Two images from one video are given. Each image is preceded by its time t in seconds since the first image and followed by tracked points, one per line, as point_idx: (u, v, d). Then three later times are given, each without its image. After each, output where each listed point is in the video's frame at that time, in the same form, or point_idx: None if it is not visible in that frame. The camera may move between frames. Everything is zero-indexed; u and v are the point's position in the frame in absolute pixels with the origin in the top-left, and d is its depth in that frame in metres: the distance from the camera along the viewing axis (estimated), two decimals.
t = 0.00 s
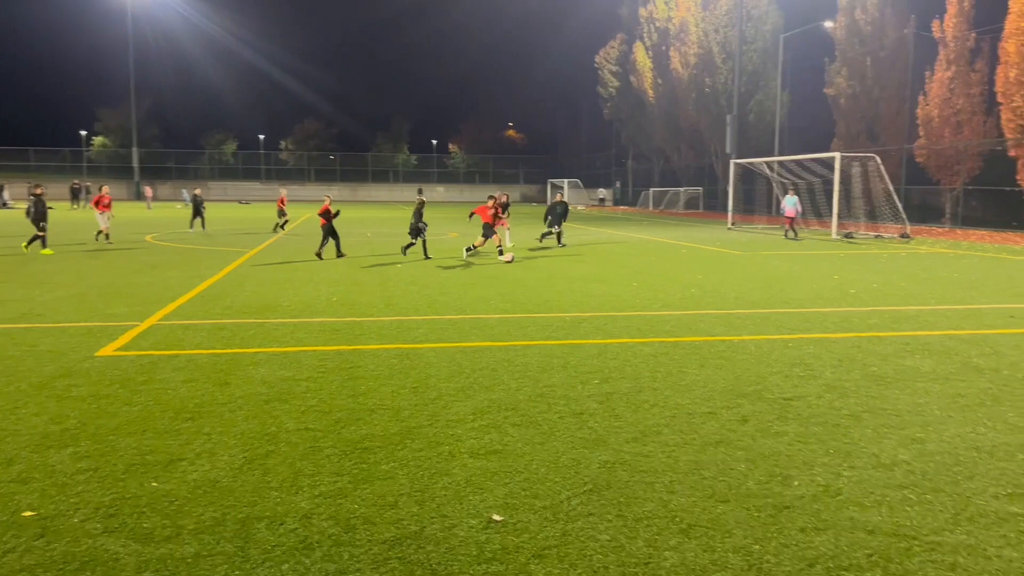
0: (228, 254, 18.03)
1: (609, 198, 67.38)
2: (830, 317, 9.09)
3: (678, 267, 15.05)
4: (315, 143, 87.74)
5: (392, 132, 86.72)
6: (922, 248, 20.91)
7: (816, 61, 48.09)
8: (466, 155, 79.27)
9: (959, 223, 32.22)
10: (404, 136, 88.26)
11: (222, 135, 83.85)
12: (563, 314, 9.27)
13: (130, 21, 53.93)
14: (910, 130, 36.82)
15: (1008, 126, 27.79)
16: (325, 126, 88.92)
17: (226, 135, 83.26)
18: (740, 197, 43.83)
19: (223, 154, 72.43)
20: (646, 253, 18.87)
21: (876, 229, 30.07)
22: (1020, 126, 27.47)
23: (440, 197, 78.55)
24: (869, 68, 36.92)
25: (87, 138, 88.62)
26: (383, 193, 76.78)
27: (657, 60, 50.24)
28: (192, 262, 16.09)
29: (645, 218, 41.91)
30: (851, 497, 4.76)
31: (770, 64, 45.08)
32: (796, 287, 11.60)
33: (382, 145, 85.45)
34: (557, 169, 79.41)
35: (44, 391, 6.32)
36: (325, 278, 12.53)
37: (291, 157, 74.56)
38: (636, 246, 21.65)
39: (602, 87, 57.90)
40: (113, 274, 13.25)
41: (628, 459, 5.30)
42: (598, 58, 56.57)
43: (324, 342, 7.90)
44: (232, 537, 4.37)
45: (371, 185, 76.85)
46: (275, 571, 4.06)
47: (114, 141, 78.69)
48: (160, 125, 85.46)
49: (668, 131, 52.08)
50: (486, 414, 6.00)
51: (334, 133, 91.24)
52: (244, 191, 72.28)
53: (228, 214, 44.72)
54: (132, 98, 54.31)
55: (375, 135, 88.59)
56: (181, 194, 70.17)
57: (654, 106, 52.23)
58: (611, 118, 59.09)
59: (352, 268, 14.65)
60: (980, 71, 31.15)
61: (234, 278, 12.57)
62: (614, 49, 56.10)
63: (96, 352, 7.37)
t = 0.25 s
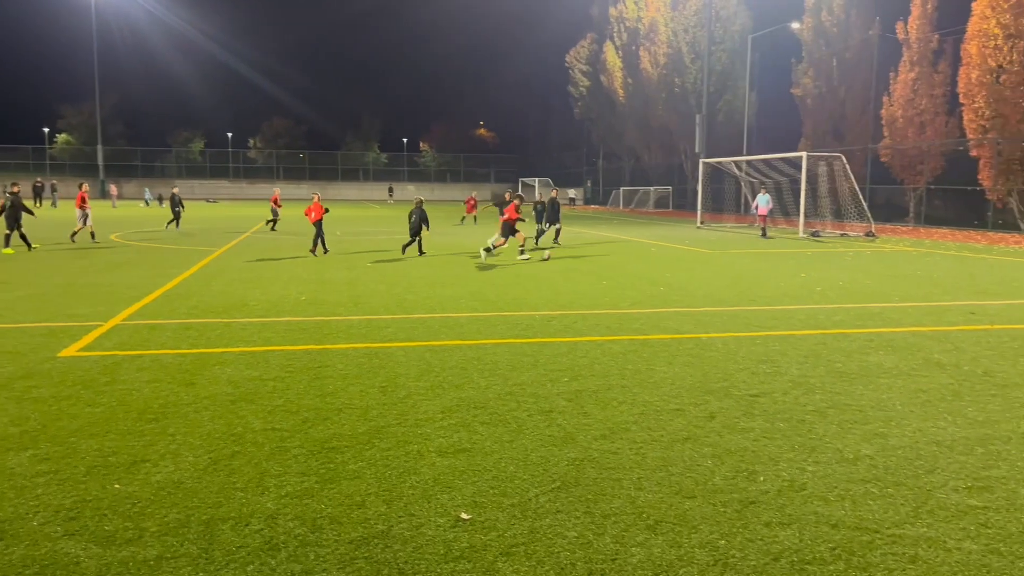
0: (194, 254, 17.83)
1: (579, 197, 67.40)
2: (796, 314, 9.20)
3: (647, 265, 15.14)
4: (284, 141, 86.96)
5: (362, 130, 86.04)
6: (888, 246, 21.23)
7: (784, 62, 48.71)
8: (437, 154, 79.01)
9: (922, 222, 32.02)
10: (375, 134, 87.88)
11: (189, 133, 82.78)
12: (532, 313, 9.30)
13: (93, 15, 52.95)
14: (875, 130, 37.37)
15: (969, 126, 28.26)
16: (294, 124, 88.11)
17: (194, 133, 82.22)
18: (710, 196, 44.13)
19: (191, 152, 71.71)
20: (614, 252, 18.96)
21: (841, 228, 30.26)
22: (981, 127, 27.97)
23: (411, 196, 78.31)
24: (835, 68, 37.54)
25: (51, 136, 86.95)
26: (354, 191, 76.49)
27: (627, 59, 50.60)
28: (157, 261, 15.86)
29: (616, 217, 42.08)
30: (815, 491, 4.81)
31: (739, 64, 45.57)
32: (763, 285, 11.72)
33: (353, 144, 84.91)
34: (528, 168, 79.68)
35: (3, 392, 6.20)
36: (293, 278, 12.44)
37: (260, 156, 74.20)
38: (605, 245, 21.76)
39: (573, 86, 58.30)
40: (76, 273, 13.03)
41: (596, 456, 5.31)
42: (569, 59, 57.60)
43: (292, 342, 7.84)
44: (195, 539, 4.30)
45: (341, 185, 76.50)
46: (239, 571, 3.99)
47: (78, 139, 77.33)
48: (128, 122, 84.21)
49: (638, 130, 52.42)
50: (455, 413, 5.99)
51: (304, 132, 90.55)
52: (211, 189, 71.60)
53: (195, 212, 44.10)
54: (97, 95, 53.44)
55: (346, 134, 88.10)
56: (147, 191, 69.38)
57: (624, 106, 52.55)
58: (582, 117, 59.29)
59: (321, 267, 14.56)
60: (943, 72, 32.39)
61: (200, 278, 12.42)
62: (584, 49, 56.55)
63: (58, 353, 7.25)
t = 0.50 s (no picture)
0: (172, 252, 17.68)
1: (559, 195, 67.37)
2: (775, 312, 9.27)
3: (627, 263, 15.19)
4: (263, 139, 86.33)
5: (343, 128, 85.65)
6: (866, 245, 21.42)
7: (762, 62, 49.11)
8: (418, 151, 78.51)
9: (899, 221, 32.51)
10: (356, 132, 87.48)
11: (167, 130, 81.99)
12: (513, 311, 9.30)
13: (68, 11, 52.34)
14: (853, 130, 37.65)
15: (946, 125, 28.65)
16: (274, 122, 87.52)
17: (172, 131, 81.49)
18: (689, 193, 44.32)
19: (168, 149, 71.30)
20: (595, 250, 19.02)
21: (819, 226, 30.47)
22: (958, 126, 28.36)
23: (392, 194, 77.40)
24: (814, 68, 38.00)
25: (26, 133, 85.91)
26: (334, 189, 76.20)
27: (608, 58, 50.68)
28: (134, 259, 15.72)
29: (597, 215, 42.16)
30: (792, 487, 4.84)
31: (718, 64, 45.90)
32: (742, 283, 11.79)
33: (334, 142, 84.44)
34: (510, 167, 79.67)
35: None
36: (273, 276, 12.37)
37: (238, 153, 73.88)
38: (586, 243, 21.80)
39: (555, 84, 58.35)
40: (51, 272, 12.88)
41: (576, 454, 5.32)
42: (551, 57, 57.89)
43: (272, 340, 7.80)
44: (171, 539, 4.25)
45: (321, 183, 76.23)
46: (215, 571, 3.95)
47: (54, 136, 76.44)
48: (105, 119, 83.35)
49: (619, 129, 52.55)
50: (434, 412, 5.98)
51: (285, 129, 89.98)
52: (189, 187, 71.26)
53: (172, 210, 43.72)
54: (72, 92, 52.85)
55: (327, 132, 87.65)
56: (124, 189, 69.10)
57: (605, 104, 52.63)
58: (564, 115, 59.31)
59: (301, 265, 14.49)
60: (919, 71, 32.85)
61: (178, 276, 12.33)
62: (565, 47, 56.61)
63: (32, 352, 7.16)
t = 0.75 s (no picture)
0: (149, 249, 17.53)
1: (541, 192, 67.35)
2: (754, 308, 9.33)
3: (608, 260, 15.25)
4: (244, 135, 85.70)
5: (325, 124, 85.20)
6: (846, 242, 21.61)
7: (743, 59, 49.42)
8: (399, 148, 78.30)
9: (878, 218, 32.91)
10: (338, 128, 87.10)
11: (146, 126, 81.13)
12: (495, 307, 9.31)
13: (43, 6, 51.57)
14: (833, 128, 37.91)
15: (922, 124, 28.94)
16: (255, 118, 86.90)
17: (151, 126, 80.66)
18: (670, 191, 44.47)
19: (147, 145, 70.66)
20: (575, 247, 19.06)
21: (800, 223, 30.69)
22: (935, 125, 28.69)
23: (374, 190, 77.64)
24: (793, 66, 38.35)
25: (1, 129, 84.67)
26: (314, 185, 75.59)
27: (589, 55, 50.79)
28: (109, 256, 15.57)
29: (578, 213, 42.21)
30: (769, 482, 4.88)
31: (699, 61, 46.12)
32: (722, 279, 11.85)
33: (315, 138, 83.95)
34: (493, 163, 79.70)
35: None
36: (253, 273, 12.31)
37: (219, 149, 73.32)
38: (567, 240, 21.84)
39: (537, 81, 58.30)
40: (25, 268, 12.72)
41: (555, 450, 5.34)
42: (533, 53, 57.73)
43: (251, 338, 7.76)
44: (148, 538, 4.21)
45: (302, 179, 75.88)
46: (192, 570, 3.92)
47: (31, 131, 75.43)
48: (83, 115, 82.37)
49: (601, 126, 52.65)
50: (414, 409, 5.97)
51: (265, 125, 89.35)
52: (169, 183, 70.94)
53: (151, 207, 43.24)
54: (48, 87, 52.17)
55: (308, 128, 87.17)
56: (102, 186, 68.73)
57: (586, 101, 52.73)
58: (546, 112, 59.31)
59: (281, 262, 14.42)
60: (896, 71, 33.30)
61: (156, 273, 12.23)
62: (547, 44, 56.59)
63: (7, 350, 7.07)
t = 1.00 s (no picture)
0: (134, 246, 17.41)
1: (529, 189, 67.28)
2: (741, 305, 9.37)
3: (594, 257, 15.28)
4: (230, 130, 85.22)
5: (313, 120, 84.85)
6: (832, 239, 21.72)
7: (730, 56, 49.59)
8: (387, 144, 78.23)
9: (864, 214, 33.22)
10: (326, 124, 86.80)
11: (131, 122, 80.53)
12: (483, 304, 9.31)
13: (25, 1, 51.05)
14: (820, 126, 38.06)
15: (908, 122, 29.28)
16: (241, 114, 86.47)
17: (137, 122, 80.07)
18: (659, 187, 44.53)
19: (133, 141, 70.13)
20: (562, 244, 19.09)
21: (787, 220, 30.82)
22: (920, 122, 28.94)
23: (362, 187, 77.73)
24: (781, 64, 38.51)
25: None
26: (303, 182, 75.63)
27: (577, 52, 50.85)
28: (93, 253, 15.46)
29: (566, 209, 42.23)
30: (756, 478, 4.91)
31: (687, 58, 46.20)
32: (710, 276, 11.89)
33: (303, 134, 83.55)
34: (481, 160, 79.67)
35: None
36: (239, 270, 12.25)
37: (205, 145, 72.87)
38: (554, 236, 21.86)
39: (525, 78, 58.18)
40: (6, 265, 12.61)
41: (542, 446, 5.34)
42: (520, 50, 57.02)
43: (238, 335, 7.72)
44: (133, 536, 4.19)
45: (290, 175, 75.58)
46: (179, 568, 3.90)
47: (14, 126, 74.72)
48: (67, 110, 81.67)
49: (589, 123, 52.70)
50: (401, 405, 5.97)
51: (252, 121, 88.87)
52: (155, 179, 70.53)
53: (136, 203, 42.96)
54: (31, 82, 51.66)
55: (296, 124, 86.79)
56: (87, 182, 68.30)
57: (575, 98, 52.75)
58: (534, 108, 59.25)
59: (268, 258, 14.37)
60: (883, 68, 33.43)
61: (141, 270, 12.14)
62: (535, 40, 56.48)
63: None
